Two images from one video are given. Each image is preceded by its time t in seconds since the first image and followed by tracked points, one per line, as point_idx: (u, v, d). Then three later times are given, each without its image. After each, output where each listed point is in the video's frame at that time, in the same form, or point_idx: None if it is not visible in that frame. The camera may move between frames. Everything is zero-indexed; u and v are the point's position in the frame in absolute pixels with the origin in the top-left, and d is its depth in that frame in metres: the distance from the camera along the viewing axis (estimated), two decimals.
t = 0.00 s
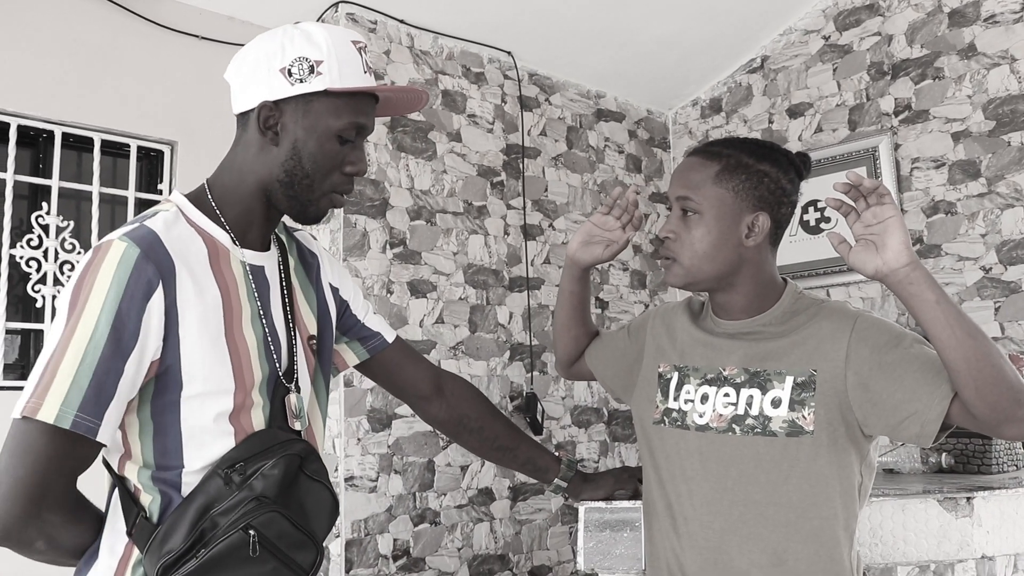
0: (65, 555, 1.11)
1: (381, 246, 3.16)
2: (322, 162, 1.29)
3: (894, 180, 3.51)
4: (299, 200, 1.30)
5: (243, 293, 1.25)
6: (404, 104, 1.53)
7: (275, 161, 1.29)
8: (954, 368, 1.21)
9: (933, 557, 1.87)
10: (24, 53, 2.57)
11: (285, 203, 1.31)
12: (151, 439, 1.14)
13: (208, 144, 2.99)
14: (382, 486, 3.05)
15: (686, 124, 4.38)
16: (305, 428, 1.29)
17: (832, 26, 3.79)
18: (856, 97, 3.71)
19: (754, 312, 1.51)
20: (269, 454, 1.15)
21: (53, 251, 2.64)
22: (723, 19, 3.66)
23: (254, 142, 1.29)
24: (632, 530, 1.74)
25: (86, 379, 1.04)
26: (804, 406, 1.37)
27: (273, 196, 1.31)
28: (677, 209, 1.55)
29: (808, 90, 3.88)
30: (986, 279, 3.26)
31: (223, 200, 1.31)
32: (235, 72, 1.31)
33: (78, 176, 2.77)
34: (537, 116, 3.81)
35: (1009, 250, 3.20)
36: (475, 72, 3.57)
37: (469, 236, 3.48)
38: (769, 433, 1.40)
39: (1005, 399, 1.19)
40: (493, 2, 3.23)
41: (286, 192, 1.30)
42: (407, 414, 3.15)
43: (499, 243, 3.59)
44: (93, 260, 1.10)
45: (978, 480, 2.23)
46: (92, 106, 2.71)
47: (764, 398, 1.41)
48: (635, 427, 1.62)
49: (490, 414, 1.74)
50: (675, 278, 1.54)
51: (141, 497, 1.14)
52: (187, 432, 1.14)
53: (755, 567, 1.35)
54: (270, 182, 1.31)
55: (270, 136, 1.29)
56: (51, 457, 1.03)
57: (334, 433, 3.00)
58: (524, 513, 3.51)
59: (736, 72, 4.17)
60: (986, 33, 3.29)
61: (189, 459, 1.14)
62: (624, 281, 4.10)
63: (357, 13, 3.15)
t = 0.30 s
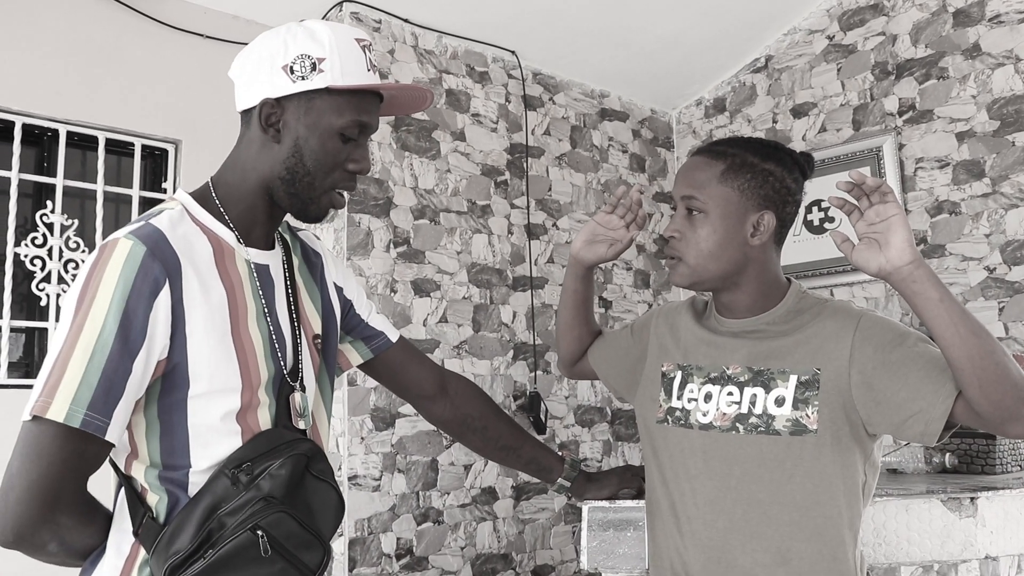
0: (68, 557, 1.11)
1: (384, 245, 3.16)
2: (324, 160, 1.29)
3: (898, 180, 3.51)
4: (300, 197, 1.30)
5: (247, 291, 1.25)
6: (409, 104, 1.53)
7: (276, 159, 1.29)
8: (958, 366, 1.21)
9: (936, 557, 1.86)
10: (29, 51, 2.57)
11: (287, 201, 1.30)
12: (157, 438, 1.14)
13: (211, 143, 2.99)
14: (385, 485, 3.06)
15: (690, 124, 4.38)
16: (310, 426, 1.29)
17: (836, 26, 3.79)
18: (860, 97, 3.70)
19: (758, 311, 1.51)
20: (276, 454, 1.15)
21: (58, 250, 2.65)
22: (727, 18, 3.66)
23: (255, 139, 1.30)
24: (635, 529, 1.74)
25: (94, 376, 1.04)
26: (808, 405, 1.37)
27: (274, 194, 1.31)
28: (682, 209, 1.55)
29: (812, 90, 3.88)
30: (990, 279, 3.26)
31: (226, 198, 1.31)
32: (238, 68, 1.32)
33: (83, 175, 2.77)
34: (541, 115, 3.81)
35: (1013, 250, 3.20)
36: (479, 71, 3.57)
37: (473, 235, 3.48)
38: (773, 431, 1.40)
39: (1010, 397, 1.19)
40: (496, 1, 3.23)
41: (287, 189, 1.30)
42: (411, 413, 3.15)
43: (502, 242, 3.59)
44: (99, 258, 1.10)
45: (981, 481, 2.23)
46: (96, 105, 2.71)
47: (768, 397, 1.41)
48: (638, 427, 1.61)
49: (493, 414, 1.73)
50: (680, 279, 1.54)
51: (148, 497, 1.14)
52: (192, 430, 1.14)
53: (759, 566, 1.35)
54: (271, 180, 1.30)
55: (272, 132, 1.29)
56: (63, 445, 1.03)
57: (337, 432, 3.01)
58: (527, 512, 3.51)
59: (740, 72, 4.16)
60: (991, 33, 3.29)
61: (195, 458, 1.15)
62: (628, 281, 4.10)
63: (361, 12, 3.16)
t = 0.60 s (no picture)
0: (75, 556, 1.12)
1: (387, 244, 3.16)
2: (329, 157, 1.29)
3: (901, 180, 3.51)
4: (306, 194, 1.30)
5: (252, 290, 1.25)
6: (413, 103, 1.53)
7: (282, 155, 1.29)
8: (959, 366, 1.21)
9: (939, 557, 1.86)
10: (32, 50, 2.57)
11: (292, 198, 1.31)
12: (163, 437, 1.14)
13: (214, 142, 2.99)
14: (388, 484, 3.06)
15: (693, 124, 4.38)
16: (315, 425, 1.29)
17: (840, 26, 3.79)
18: (863, 97, 3.70)
19: (761, 311, 1.51)
20: (282, 453, 1.15)
21: (61, 249, 2.65)
22: (730, 18, 3.65)
23: (261, 136, 1.30)
24: (638, 529, 1.74)
25: (101, 374, 1.04)
26: (809, 405, 1.37)
27: (280, 191, 1.31)
28: (683, 210, 1.55)
29: (815, 89, 3.88)
30: (993, 279, 3.26)
31: (231, 195, 1.31)
32: (244, 65, 1.32)
33: (86, 174, 2.78)
34: (544, 115, 3.81)
35: (1016, 250, 3.20)
36: (482, 70, 3.57)
37: (475, 235, 3.48)
38: (775, 431, 1.40)
39: (1011, 396, 1.19)
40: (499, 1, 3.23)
41: (292, 186, 1.30)
42: (413, 412, 3.15)
43: (505, 241, 3.59)
44: (105, 256, 1.10)
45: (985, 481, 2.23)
46: (100, 104, 2.71)
47: (770, 397, 1.41)
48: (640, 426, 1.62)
49: (497, 414, 1.74)
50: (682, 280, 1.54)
51: (154, 497, 1.14)
52: (198, 429, 1.15)
53: (761, 566, 1.35)
54: (277, 176, 1.30)
55: (278, 129, 1.29)
56: (70, 444, 1.03)
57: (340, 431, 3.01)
58: (529, 511, 3.52)
59: (743, 72, 4.16)
60: (994, 33, 3.28)
61: (201, 457, 1.15)
62: (630, 280, 4.10)
63: (364, 11, 3.15)
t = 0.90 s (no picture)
0: (80, 554, 1.12)
1: (390, 243, 3.16)
2: (330, 157, 1.29)
3: (903, 180, 3.51)
4: (305, 195, 1.30)
5: (257, 287, 1.25)
6: (421, 108, 1.53)
7: (283, 154, 1.30)
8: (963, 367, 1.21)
9: (942, 557, 1.86)
10: (35, 49, 2.57)
11: (292, 198, 1.31)
12: (169, 434, 1.14)
13: (217, 141, 2.99)
14: (390, 483, 3.06)
15: (696, 123, 4.38)
16: (320, 423, 1.29)
17: (843, 26, 3.78)
18: (866, 97, 3.70)
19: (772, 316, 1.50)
20: (288, 450, 1.15)
21: (64, 247, 2.65)
22: (733, 18, 3.65)
23: (263, 134, 1.30)
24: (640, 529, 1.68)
25: (106, 373, 1.04)
26: (815, 404, 1.37)
27: (280, 190, 1.31)
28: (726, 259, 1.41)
29: (818, 89, 3.87)
30: (996, 279, 3.25)
31: (233, 191, 1.32)
32: (251, 62, 1.32)
33: (89, 173, 2.78)
34: (547, 115, 3.81)
35: (1019, 251, 3.19)
36: (485, 70, 3.57)
37: (478, 234, 3.48)
38: (780, 429, 1.40)
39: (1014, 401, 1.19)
40: None
41: (292, 185, 1.30)
42: (415, 411, 3.15)
43: (508, 241, 3.59)
44: (109, 254, 1.10)
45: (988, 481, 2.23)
46: (103, 102, 2.72)
47: (775, 395, 1.41)
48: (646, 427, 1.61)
49: (500, 412, 1.74)
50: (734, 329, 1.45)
51: (160, 494, 1.14)
52: (203, 427, 1.15)
53: (764, 563, 1.36)
54: (277, 175, 1.31)
55: (280, 127, 1.29)
56: (76, 441, 1.04)
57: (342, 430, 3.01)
58: (531, 510, 3.52)
59: (746, 71, 4.16)
60: (998, 33, 3.28)
61: (207, 455, 1.15)
62: (633, 280, 4.10)
63: (367, 10, 3.16)
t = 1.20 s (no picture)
0: (84, 553, 1.12)
1: (392, 242, 3.16)
2: (333, 154, 1.29)
3: (905, 180, 3.51)
4: (309, 193, 1.30)
5: (260, 287, 1.25)
6: (423, 106, 1.53)
7: (287, 153, 1.29)
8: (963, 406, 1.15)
9: (944, 556, 1.86)
10: (38, 48, 2.57)
11: (296, 197, 1.30)
12: (173, 434, 1.14)
13: (219, 140, 2.99)
14: (392, 482, 3.06)
15: (698, 123, 4.37)
16: (322, 422, 1.29)
17: (845, 25, 3.78)
18: (868, 96, 3.70)
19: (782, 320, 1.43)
20: (292, 449, 1.15)
21: (67, 246, 2.66)
22: (735, 17, 3.65)
23: (266, 133, 1.30)
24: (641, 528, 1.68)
25: (110, 372, 1.05)
26: (829, 421, 1.31)
27: (284, 188, 1.31)
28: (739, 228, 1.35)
29: (820, 89, 3.87)
30: (998, 279, 3.25)
31: (236, 191, 1.32)
32: (252, 63, 1.32)
33: (92, 172, 2.78)
34: (549, 114, 3.81)
35: (1021, 251, 3.19)
36: (487, 69, 3.57)
37: (480, 233, 3.48)
38: (793, 447, 1.34)
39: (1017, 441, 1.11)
40: None
41: (296, 184, 1.30)
42: (417, 410, 3.15)
43: (510, 240, 3.59)
44: (113, 253, 1.10)
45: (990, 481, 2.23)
46: (105, 101, 2.72)
47: (789, 412, 1.34)
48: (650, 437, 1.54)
49: (501, 411, 1.74)
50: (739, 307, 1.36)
51: (164, 494, 1.14)
52: (207, 426, 1.15)
53: None
54: (281, 173, 1.31)
55: (282, 126, 1.29)
56: (80, 440, 1.04)
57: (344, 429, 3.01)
58: (533, 510, 3.52)
59: (748, 71, 4.15)
60: (1001, 33, 3.28)
61: (210, 455, 1.15)
62: (635, 279, 4.10)
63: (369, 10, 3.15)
